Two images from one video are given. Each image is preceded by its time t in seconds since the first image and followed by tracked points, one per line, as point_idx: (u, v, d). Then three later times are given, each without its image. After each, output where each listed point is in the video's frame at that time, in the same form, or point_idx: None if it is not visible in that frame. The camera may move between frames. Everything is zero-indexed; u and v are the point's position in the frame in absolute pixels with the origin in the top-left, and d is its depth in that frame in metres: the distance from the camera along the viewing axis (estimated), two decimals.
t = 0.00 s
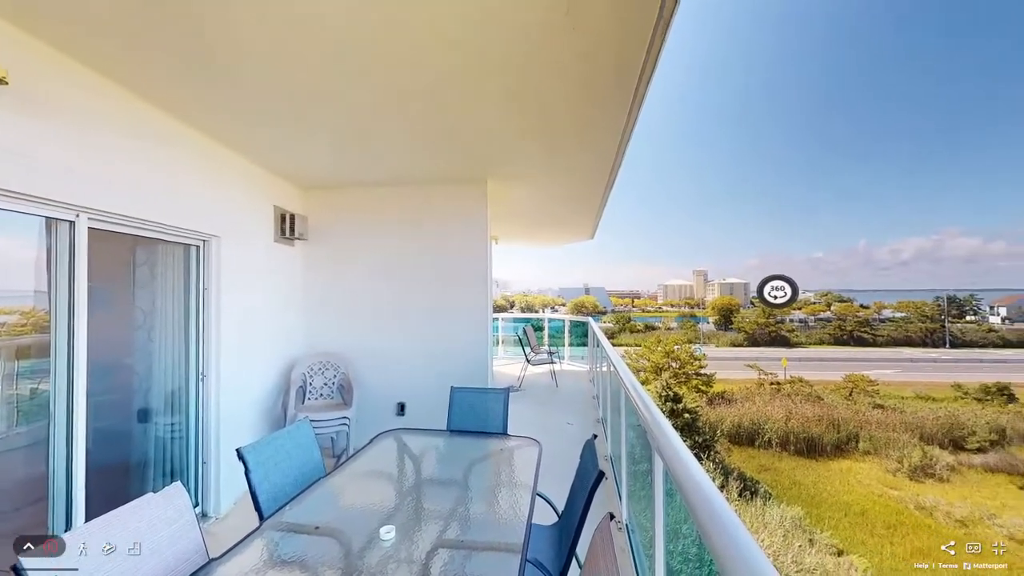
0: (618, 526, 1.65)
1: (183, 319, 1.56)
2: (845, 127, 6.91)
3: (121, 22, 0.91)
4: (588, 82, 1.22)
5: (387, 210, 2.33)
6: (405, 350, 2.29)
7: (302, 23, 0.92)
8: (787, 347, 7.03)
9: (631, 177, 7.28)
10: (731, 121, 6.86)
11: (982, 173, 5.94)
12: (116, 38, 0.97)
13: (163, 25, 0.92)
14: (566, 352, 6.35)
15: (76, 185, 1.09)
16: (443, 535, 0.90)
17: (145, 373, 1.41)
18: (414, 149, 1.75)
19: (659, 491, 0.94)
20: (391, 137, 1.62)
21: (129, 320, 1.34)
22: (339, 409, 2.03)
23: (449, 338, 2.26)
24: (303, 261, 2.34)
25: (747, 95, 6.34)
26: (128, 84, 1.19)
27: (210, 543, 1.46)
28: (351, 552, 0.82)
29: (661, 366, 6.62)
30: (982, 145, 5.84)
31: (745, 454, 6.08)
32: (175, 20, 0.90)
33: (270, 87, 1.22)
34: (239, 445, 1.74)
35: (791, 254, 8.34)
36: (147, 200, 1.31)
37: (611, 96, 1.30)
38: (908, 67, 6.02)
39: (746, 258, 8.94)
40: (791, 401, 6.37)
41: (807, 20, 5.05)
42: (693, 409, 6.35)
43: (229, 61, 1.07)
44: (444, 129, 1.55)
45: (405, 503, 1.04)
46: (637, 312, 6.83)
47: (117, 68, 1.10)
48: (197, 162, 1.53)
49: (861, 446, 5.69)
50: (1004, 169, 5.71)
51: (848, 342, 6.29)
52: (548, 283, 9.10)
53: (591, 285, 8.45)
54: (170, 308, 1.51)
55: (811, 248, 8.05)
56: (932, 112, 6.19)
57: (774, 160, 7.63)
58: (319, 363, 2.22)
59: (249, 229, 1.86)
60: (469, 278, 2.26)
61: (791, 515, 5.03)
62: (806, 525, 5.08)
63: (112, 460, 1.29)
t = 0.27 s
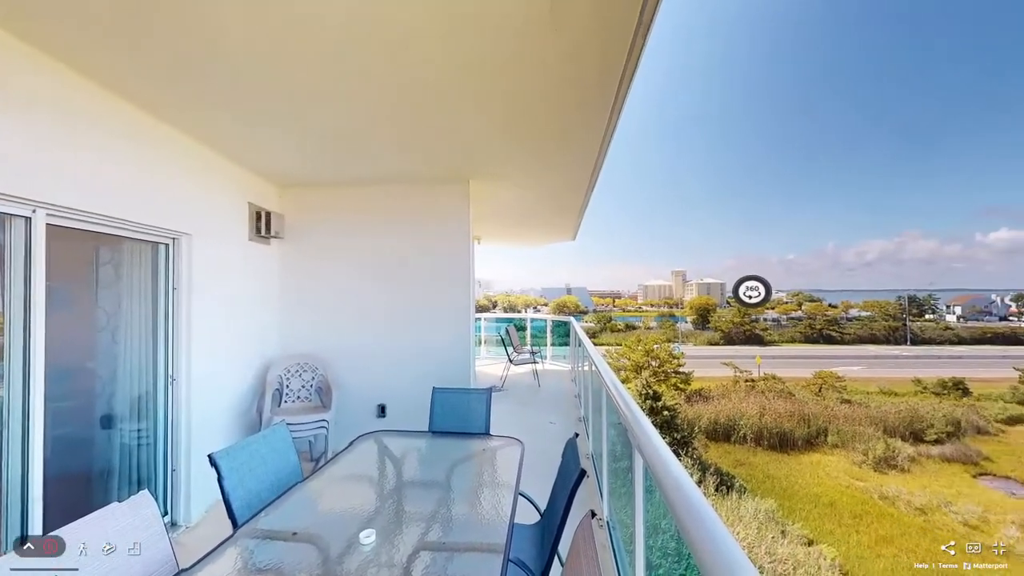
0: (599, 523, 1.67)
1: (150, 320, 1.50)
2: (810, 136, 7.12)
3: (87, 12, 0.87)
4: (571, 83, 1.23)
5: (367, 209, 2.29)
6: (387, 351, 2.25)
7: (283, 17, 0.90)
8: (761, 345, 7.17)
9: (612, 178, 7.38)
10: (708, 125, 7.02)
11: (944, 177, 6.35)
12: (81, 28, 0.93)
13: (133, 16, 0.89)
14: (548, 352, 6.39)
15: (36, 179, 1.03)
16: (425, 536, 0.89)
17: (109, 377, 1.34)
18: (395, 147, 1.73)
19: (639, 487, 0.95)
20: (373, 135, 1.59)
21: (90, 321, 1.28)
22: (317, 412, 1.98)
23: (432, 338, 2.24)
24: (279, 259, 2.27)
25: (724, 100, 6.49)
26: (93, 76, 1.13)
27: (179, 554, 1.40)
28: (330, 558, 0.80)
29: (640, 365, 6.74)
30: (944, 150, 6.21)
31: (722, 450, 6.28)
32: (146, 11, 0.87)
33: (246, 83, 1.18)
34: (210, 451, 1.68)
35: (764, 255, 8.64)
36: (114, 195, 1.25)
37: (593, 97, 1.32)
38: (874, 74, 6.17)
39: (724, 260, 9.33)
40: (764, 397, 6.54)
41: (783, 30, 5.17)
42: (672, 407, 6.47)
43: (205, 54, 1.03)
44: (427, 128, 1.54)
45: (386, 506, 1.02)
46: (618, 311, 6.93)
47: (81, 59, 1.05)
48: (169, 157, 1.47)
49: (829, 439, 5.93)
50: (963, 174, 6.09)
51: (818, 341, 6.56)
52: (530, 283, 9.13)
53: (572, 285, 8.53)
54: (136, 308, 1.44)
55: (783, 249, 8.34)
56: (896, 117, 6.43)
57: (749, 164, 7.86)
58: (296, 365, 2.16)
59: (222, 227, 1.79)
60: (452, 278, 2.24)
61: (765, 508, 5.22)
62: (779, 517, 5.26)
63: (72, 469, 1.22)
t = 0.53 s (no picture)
0: (580, 520, 1.68)
1: (116, 320, 1.43)
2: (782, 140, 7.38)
3: None
4: (553, 84, 1.23)
5: (347, 208, 2.24)
6: (367, 352, 2.22)
7: (258, 11, 0.87)
8: (736, 344, 7.37)
9: (593, 180, 7.49)
10: (687, 126, 7.21)
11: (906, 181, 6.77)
12: (37, 15, 0.87)
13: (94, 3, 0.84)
14: (531, 352, 6.42)
15: None
16: (406, 540, 0.88)
17: (69, 383, 1.27)
18: (376, 145, 1.70)
19: (619, 485, 0.97)
20: (352, 132, 1.56)
21: (48, 323, 1.21)
22: (294, 415, 1.93)
23: (413, 339, 2.21)
24: (255, 259, 2.21)
25: (702, 103, 6.68)
26: (50, 64, 1.07)
27: (147, 565, 1.34)
28: (307, 564, 0.78)
29: (621, 364, 6.87)
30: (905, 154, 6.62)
31: (699, 446, 6.48)
32: None
33: (218, 76, 1.14)
34: (181, 458, 1.61)
35: (740, 256, 8.92)
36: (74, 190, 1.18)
37: (576, 99, 1.33)
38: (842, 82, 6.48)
39: (701, 262, 9.53)
40: (739, 394, 6.74)
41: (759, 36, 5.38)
42: (652, 405, 6.60)
43: (173, 45, 0.99)
44: (408, 126, 1.52)
45: (366, 510, 1.01)
46: (599, 311, 7.04)
47: (37, 45, 0.99)
48: (137, 152, 1.41)
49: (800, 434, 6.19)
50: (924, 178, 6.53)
51: (790, 339, 6.76)
52: (513, 283, 9.14)
53: (555, 285, 8.61)
54: (101, 308, 1.37)
55: (757, 251, 8.62)
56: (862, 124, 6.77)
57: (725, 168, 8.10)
58: (273, 367, 2.11)
59: (194, 224, 1.72)
60: (434, 278, 2.22)
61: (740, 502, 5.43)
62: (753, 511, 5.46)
63: (28, 481, 1.15)
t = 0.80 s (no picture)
0: (562, 518, 1.70)
1: (77, 320, 1.35)
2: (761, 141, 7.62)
3: None
4: (534, 85, 1.24)
5: (325, 207, 2.19)
6: (347, 352, 2.18)
7: (234, 1, 0.84)
8: (713, 342, 7.51)
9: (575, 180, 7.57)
10: (667, 125, 7.43)
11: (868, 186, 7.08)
12: None
13: None
14: (513, 352, 6.43)
15: None
16: (386, 543, 0.86)
17: (24, 388, 1.20)
18: (355, 142, 1.67)
19: (600, 484, 0.98)
20: (331, 129, 1.53)
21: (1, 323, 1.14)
22: (270, 419, 1.87)
23: (394, 339, 2.18)
24: (228, 258, 2.14)
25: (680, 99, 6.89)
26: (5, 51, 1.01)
27: None
28: (284, 571, 0.76)
29: (603, 363, 6.98)
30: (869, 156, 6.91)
31: (678, 442, 6.57)
32: None
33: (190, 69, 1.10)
34: (147, 465, 1.54)
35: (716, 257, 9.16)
36: (32, 184, 1.12)
37: (558, 100, 1.34)
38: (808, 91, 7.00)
39: (680, 263, 9.46)
40: (716, 391, 6.90)
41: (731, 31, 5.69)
42: (632, 403, 6.69)
43: (142, 35, 0.95)
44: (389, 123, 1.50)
45: (346, 514, 0.99)
46: (581, 310, 7.12)
47: None
48: (101, 145, 1.34)
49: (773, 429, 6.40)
50: (900, 180, 6.74)
51: (763, 338, 7.12)
52: (495, 283, 9.12)
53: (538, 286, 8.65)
54: (61, 308, 1.30)
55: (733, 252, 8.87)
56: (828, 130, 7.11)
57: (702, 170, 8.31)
58: (248, 370, 2.04)
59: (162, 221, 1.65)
60: (415, 277, 2.20)
61: (716, 496, 5.59)
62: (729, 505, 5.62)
63: None
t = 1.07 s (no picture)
0: (544, 517, 1.70)
1: (33, 321, 1.28)
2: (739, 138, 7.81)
3: None
4: (517, 84, 1.24)
5: (303, 205, 2.14)
6: (327, 353, 2.13)
7: None
8: (691, 341, 7.57)
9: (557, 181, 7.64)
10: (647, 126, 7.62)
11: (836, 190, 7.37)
12: None
13: None
14: (496, 352, 6.44)
15: None
16: (366, 548, 0.85)
17: None
18: (335, 139, 1.64)
19: (582, 482, 0.99)
20: (310, 125, 1.49)
21: None
22: (244, 423, 1.81)
23: (375, 340, 2.15)
24: (200, 257, 2.06)
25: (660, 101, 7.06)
26: None
27: None
28: None
29: (584, 363, 7.06)
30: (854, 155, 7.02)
31: (658, 439, 6.68)
32: None
33: (159, 62, 1.06)
34: (113, 473, 1.47)
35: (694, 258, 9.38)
36: None
37: (541, 100, 1.34)
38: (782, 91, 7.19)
39: (659, 264, 9.46)
40: (693, 389, 7.06)
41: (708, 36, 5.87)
42: (613, 402, 6.78)
43: (108, 26, 0.91)
44: (370, 121, 1.48)
45: (325, 518, 0.97)
46: (563, 310, 7.29)
47: None
48: (63, 138, 1.28)
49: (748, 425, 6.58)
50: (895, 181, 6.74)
51: (739, 336, 7.27)
52: (477, 283, 9.09)
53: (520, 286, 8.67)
54: (15, 309, 1.22)
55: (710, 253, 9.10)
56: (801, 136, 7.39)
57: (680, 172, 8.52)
58: (221, 372, 1.97)
59: (129, 218, 1.58)
60: (396, 277, 2.17)
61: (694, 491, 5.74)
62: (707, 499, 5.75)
63: None
